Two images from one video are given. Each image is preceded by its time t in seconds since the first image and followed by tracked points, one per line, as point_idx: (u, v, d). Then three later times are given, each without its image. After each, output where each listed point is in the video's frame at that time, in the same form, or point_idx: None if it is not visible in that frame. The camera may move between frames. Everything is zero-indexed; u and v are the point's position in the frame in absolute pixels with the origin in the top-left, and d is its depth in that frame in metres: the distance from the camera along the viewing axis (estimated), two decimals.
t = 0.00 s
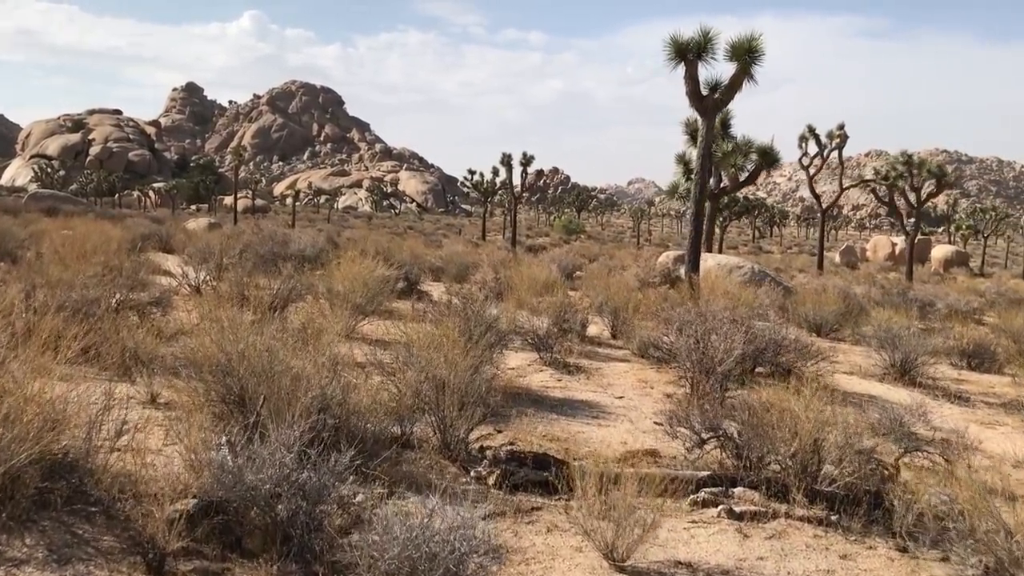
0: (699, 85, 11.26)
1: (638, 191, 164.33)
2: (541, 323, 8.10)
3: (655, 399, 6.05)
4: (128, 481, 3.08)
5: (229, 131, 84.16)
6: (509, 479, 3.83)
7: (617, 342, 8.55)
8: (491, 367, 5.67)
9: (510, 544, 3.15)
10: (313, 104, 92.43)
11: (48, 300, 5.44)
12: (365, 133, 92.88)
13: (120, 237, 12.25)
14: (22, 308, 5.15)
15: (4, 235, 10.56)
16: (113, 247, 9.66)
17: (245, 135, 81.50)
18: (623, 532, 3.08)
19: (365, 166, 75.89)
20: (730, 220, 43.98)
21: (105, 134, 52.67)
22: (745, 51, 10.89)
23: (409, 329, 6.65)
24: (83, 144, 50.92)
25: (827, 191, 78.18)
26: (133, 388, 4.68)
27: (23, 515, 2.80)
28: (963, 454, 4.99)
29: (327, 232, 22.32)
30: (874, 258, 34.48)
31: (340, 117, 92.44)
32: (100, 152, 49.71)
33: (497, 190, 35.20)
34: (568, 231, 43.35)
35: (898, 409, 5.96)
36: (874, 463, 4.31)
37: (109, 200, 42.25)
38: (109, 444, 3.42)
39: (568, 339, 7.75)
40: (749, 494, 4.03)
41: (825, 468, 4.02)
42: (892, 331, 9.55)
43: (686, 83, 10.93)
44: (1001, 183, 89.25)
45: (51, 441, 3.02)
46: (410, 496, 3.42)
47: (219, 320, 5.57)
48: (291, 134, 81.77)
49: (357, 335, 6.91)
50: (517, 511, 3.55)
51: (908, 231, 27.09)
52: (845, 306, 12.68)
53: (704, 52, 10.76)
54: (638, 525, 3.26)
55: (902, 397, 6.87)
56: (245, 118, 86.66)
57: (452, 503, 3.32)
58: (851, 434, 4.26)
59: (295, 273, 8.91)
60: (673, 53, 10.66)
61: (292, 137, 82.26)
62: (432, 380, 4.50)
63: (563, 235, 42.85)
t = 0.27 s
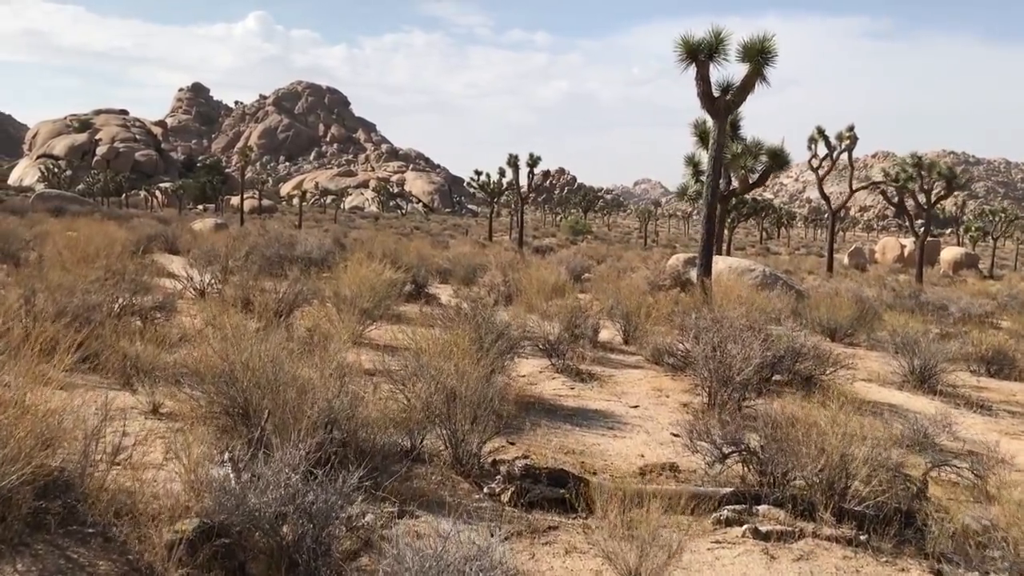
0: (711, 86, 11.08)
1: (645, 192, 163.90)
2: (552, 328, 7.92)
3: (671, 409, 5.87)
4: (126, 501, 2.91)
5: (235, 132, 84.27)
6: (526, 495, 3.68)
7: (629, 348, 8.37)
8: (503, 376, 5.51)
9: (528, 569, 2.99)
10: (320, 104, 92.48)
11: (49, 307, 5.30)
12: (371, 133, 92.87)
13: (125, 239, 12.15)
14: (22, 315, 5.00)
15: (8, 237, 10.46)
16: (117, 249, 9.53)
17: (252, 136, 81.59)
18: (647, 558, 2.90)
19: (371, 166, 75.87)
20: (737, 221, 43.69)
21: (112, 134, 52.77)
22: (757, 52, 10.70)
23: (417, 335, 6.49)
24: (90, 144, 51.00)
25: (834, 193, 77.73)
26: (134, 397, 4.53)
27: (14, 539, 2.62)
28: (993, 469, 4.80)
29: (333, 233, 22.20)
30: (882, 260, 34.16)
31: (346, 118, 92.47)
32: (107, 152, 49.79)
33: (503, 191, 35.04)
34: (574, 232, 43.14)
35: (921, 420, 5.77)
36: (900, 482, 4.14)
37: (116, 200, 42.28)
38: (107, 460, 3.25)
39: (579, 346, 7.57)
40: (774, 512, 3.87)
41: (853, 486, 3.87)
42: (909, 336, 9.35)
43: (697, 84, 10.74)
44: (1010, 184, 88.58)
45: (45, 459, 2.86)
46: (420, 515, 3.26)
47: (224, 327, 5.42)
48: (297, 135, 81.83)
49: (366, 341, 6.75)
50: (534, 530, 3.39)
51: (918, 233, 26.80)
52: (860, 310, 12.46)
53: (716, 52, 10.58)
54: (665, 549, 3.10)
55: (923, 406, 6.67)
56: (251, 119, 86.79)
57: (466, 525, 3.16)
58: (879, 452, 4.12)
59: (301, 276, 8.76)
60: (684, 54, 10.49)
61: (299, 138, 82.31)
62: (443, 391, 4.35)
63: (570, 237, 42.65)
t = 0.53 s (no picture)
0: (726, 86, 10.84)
1: (655, 192, 163.22)
2: (565, 332, 7.76)
3: (689, 418, 5.70)
4: (127, 521, 2.79)
5: (245, 131, 84.50)
6: (541, 511, 3.53)
7: (643, 353, 8.20)
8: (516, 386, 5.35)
9: None
10: (329, 104, 92.57)
11: (54, 312, 5.21)
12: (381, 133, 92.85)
13: (134, 240, 12.08)
14: (27, 322, 4.93)
15: (17, 237, 10.42)
16: (126, 250, 9.46)
17: (261, 135, 81.77)
18: None
19: (380, 165, 75.85)
20: (748, 221, 43.29)
21: (123, 134, 53.01)
22: (774, 51, 10.43)
23: (429, 340, 6.35)
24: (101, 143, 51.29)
25: (845, 193, 77.07)
26: (139, 406, 4.41)
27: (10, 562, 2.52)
28: None
29: (342, 234, 22.13)
30: (895, 262, 33.74)
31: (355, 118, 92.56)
32: (118, 152, 50.01)
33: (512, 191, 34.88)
34: (583, 232, 42.90)
35: (950, 431, 5.56)
36: (933, 502, 3.94)
37: (126, 199, 42.42)
38: (108, 476, 3.14)
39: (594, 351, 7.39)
40: (801, 530, 3.69)
41: (886, 503, 3.68)
42: (930, 342, 9.12)
43: (711, 85, 10.51)
44: None
45: (43, 476, 2.76)
46: (436, 537, 3.11)
47: (231, 333, 5.30)
48: (306, 134, 81.95)
49: (375, 345, 6.61)
50: (549, 548, 3.24)
51: (932, 234, 26.41)
52: (877, 313, 12.19)
53: (731, 52, 10.34)
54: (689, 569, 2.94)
55: (949, 416, 6.45)
56: (262, 118, 87.02)
57: (482, 548, 3.01)
58: (910, 468, 3.94)
59: (309, 279, 8.64)
60: (698, 53, 10.26)
61: (308, 137, 82.41)
62: (457, 402, 4.21)
63: (578, 237, 42.41)
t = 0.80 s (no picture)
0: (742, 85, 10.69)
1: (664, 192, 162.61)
2: (578, 335, 7.63)
3: (708, 426, 5.56)
4: (131, 537, 2.69)
5: (255, 131, 84.76)
6: (559, 527, 3.39)
7: (657, 357, 8.06)
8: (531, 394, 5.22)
9: None
10: (338, 103, 92.69)
11: (60, 315, 5.13)
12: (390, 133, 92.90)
13: (143, 240, 12.04)
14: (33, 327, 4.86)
15: (26, 237, 10.39)
16: (135, 251, 9.40)
17: (271, 135, 82.00)
18: None
19: (388, 165, 75.88)
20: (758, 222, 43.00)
21: (134, 133, 53.23)
22: (791, 49, 10.27)
23: (442, 345, 6.24)
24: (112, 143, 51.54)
25: (856, 194, 76.51)
26: (145, 413, 4.33)
27: None
28: None
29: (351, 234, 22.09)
30: (906, 263, 33.40)
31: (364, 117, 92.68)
32: (129, 151, 50.22)
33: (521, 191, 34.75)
34: (592, 232, 42.72)
35: (976, 441, 5.39)
36: (967, 518, 3.77)
37: (136, 199, 42.57)
38: (111, 489, 3.04)
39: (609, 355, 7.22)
40: (830, 546, 3.53)
41: (919, 519, 3.52)
42: (950, 346, 8.92)
43: (728, 83, 10.37)
44: None
45: (44, 491, 2.66)
46: (451, 555, 2.98)
47: (241, 337, 5.21)
48: (316, 134, 82.12)
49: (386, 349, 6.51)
50: (568, 565, 3.10)
51: (945, 235, 26.11)
52: (893, 316, 11.97)
53: (747, 50, 10.20)
54: None
55: (973, 424, 6.28)
56: (271, 118, 87.28)
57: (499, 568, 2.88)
58: (943, 483, 3.78)
59: (319, 280, 8.55)
60: (714, 51, 10.13)
61: (318, 137, 82.56)
62: (471, 410, 4.09)
63: (587, 237, 42.23)
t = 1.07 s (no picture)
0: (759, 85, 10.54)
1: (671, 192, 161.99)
2: (592, 339, 7.50)
3: (727, 434, 5.42)
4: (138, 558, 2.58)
5: (262, 131, 84.92)
6: (583, 545, 3.25)
7: (672, 361, 7.92)
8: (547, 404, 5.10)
9: None
10: (345, 103, 92.73)
11: (66, 321, 5.03)
12: (396, 133, 92.83)
13: (151, 240, 11.97)
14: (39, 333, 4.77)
15: (34, 238, 10.33)
16: (143, 253, 9.32)
17: (278, 134, 82.11)
18: None
19: (395, 165, 75.87)
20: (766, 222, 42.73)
21: (142, 133, 53.37)
22: (810, 49, 10.12)
23: (455, 351, 6.12)
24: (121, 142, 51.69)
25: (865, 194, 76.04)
26: (152, 421, 4.24)
27: None
28: None
29: (359, 235, 22.02)
30: (916, 264, 33.09)
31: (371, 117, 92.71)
32: (137, 151, 50.34)
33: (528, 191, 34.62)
34: (599, 232, 42.55)
35: (1005, 451, 5.23)
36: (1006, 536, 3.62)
37: (144, 198, 42.65)
38: (117, 506, 2.93)
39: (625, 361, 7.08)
40: (865, 566, 3.38)
41: (958, 538, 3.38)
42: (968, 351, 8.74)
43: (745, 83, 10.23)
44: None
45: (47, 510, 2.56)
46: None
47: (250, 343, 5.12)
48: (323, 133, 82.20)
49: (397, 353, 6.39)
50: None
51: (956, 236, 25.82)
52: (911, 319, 11.74)
53: (765, 50, 10.05)
54: None
55: (999, 433, 6.11)
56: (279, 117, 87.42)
57: None
58: (981, 500, 3.62)
59: (328, 283, 8.45)
60: (731, 51, 9.98)
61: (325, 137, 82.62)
62: (489, 421, 3.96)
63: (594, 237, 42.06)
